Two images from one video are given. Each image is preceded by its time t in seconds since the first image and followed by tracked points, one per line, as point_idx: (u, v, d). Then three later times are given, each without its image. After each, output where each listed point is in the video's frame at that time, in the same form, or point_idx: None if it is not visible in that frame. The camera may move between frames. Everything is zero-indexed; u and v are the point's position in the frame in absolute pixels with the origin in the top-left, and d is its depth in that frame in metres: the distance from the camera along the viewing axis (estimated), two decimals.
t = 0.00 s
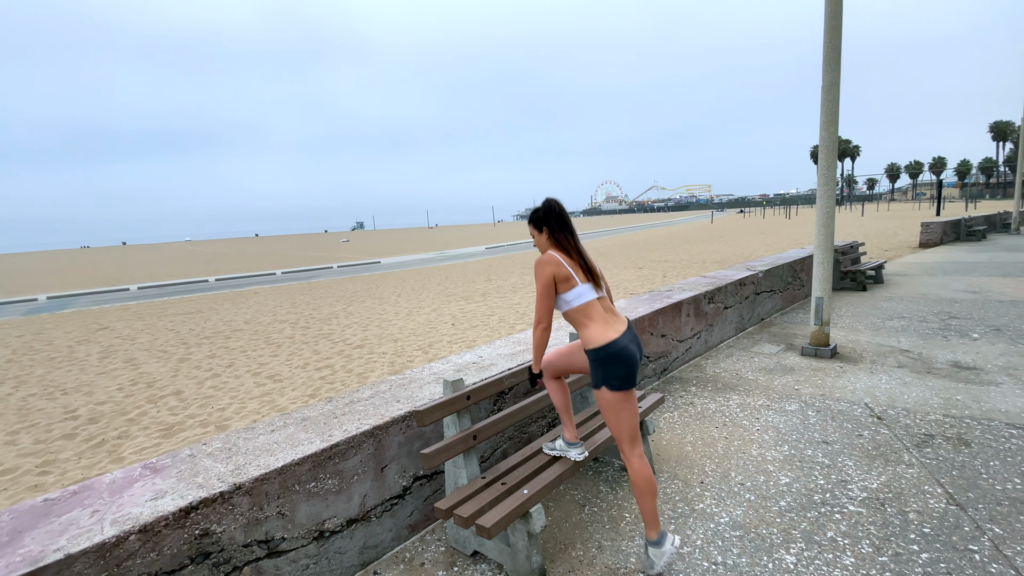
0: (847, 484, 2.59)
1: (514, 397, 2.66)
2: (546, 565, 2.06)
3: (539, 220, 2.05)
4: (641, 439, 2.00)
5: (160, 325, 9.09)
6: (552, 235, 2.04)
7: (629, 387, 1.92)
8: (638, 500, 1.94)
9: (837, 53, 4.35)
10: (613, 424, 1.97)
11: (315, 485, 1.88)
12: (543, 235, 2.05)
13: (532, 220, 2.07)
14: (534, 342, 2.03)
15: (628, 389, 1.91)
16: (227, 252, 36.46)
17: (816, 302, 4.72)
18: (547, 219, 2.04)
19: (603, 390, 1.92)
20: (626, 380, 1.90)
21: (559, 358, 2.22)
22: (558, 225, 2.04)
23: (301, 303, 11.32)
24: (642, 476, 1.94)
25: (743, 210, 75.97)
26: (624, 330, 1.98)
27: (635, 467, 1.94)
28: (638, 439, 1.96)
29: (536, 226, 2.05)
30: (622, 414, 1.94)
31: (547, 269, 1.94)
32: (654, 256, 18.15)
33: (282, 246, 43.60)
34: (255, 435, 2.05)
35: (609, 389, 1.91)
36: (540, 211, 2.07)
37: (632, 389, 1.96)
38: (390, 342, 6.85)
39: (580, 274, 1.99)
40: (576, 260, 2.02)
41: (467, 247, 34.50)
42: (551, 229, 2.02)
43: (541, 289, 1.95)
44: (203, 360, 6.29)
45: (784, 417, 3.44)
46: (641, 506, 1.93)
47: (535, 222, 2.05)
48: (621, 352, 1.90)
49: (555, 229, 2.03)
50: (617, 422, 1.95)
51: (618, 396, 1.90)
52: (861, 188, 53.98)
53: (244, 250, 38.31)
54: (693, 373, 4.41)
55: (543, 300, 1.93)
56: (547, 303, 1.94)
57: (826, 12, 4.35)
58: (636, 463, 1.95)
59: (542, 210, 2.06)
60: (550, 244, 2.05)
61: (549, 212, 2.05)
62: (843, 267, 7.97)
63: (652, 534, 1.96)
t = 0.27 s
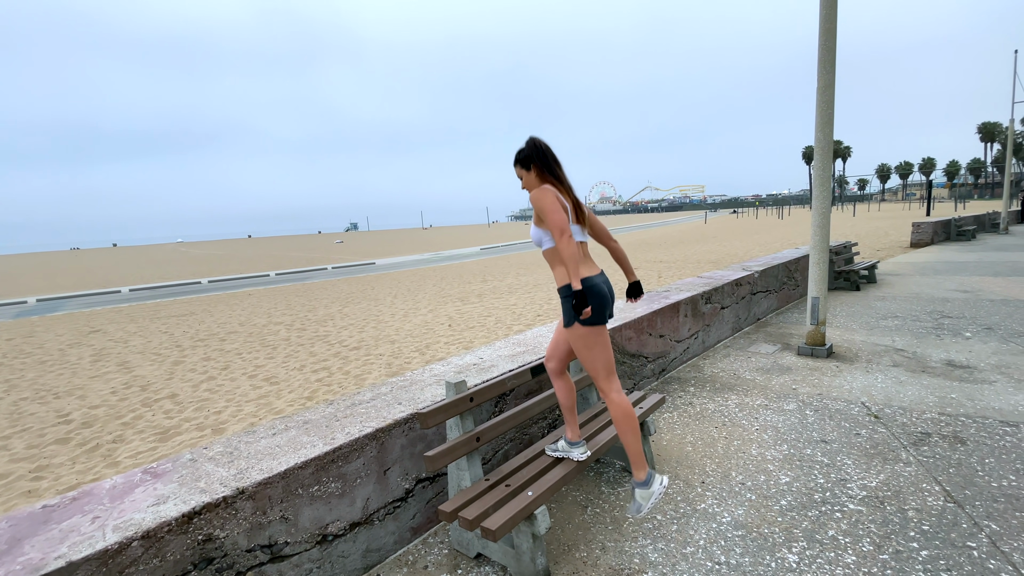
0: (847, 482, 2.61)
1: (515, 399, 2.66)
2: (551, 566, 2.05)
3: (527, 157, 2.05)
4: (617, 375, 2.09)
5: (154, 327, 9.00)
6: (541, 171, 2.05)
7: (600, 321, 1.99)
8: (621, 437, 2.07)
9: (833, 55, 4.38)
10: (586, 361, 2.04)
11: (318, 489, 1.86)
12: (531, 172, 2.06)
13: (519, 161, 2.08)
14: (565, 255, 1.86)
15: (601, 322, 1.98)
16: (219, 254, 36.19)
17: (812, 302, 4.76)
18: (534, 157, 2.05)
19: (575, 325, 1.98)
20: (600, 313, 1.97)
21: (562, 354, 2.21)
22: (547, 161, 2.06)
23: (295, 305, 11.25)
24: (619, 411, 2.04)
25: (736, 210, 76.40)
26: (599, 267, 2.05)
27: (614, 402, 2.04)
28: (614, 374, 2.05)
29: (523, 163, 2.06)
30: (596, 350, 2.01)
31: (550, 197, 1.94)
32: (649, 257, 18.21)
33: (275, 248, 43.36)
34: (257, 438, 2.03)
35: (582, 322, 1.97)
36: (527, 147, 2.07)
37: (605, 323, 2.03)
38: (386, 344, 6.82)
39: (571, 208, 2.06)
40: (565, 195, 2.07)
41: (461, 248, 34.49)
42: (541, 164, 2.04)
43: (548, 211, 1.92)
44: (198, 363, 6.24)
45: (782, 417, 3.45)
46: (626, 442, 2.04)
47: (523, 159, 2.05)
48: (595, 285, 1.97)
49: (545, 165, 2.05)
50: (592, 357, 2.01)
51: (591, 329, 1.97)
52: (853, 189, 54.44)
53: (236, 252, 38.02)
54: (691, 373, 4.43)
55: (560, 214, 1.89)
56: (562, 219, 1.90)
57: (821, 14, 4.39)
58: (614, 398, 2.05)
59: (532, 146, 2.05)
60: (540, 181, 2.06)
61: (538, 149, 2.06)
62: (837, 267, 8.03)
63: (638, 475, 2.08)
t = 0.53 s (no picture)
0: (847, 479, 2.64)
1: (518, 399, 2.66)
2: (558, 567, 2.05)
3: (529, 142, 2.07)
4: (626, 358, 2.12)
5: (145, 329, 8.89)
6: (545, 156, 2.07)
7: (603, 303, 2.02)
8: (640, 420, 2.09)
9: (827, 56, 4.42)
10: (593, 346, 2.06)
11: (325, 491, 1.85)
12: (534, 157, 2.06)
13: (520, 146, 2.09)
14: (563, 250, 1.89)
15: (604, 304, 2.01)
16: (209, 254, 35.85)
17: (807, 301, 4.80)
18: (538, 141, 2.07)
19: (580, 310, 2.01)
20: (602, 296, 2.01)
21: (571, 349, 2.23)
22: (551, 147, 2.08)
23: (289, 306, 11.17)
24: (633, 393, 2.06)
25: (727, 209, 76.90)
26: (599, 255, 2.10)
27: (627, 385, 2.06)
28: (622, 357, 2.08)
29: (525, 149, 2.07)
30: (602, 333, 2.04)
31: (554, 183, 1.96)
32: (642, 257, 18.28)
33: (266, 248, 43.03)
34: (261, 441, 2.02)
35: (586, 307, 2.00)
36: (528, 131, 2.08)
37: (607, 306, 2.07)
38: (383, 345, 6.79)
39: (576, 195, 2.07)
40: (569, 180, 2.09)
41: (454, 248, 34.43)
42: (544, 148, 2.05)
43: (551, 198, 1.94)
44: (192, 365, 6.18)
45: (781, 415, 3.49)
46: (646, 424, 2.06)
47: (524, 146, 2.06)
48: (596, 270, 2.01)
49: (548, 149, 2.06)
50: (599, 341, 2.04)
51: (595, 311, 1.99)
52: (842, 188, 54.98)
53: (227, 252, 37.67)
54: (689, 372, 4.46)
55: (561, 205, 1.90)
56: (564, 209, 1.91)
57: (816, 15, 4.43)
58: (626, 380, 2.07)
59: (535, 132, 2.07)
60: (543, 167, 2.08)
61: (540, 133, 2.08)
62: (830, 266, 8.11)
63: (665, 464, 2.13)
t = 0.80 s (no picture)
0: (846, 473, 2.67)
1: (520, 397, 2.66)
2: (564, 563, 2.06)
3: (547, 188, 2.05)
4: (647, 417, 2.02)
5: (136, 329, 8.79)
6: (561, 206, 2.04)
7: (629, 362, 1.95)
8: (652, 484, 1.96)
9: (822, 55, 4.47)
10: (616, 401, 1.99)
11: (332, 490, 1.85)
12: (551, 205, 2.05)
13: (541, 190, 2.07)
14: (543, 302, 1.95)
15: (629, 362, 1.95)
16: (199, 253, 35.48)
17: (802, 298, 4.85)
18: (555, 189, 2.03)
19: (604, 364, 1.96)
20: (627, 354, 1.94)
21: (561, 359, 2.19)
22: (568, 196, 2.05)
23: (282, 305, 11.09)
24: (651, 456, 1.96)
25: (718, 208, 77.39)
26: (625, 306, 2.02)
27: (644, 445, 1.96)
28: (643, 416, 1.99)
29: (543, 196, 2.05)
30: (626, 390, 1.96)
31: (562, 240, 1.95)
32: (635, 255, 18.37)
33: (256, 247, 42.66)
34: (266, 440, 2.01)
35: (611, 362, 1.95)
36: (546, 179, 2.06)
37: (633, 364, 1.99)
38: (379, 344, 6.77)
39: (593, 245, 1.99)
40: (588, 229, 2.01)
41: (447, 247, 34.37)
42: (559, 199, 2.02)
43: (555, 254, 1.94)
44: (186, 365, 6.12)
45: (779, 410, 3.52)
46: (659, 490, 1.95)
47: (541, 193, 2.05)
48: (623, 327, 1.94)
49: (564, 198, 2.03)
50: (622, 396, 1.97)
51: (620, 370, 1.93)
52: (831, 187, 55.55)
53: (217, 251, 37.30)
54: (686, 369, 4.49)
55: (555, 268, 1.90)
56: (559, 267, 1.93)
57: (811, 15, 4.47)
58: (645, 441, 1.97)
59: (552, 181, 2.03)
60: (561, 216, 2.06)
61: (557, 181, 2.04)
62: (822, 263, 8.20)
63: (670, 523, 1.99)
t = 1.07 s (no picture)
0: (846, 468, 2.69)
1: (523, 394, 2.65)
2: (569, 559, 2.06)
3: (590, 236, 1.98)
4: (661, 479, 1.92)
5: (129, 327, 8.70)
6: (604, 257, 1.97)
7: (653, 433, 1.86)
8: (675, 538, 1.87)
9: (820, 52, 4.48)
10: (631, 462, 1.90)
11: (336, 487, 1.83)
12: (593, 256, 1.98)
13: (583, 237, 2.00)
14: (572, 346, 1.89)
15: (654, 435, 1.85)
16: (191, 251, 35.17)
17: (799, 295, 4.88)
18: (599, 238, 1.97)
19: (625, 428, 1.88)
20: (654, 425, 1.85)
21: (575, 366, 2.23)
22: (613, 244, 1.98)
23: (276, 302, 11.01)
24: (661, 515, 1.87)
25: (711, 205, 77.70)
26: (662, 373, 1.91)
27: (655, 503, 1.87)
28: (656, 478, 1.89)
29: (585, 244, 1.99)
30: (643, 454, 1.87)
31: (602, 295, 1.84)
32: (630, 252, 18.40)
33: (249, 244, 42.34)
34: (269, 437, 1.99)
35: (635, 430, 1.85)
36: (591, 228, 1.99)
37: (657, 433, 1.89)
38: (375, 341, 6.74)
39: (638, 307, 1.88)
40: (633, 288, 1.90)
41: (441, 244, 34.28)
42: (603, 249, 1.96)
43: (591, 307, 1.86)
44: (181, 362, 6.06)
45: (777, 406, 3.54)
46: (680, 544, 1.86)
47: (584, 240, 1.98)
48: (657, 398, 1.84)
49: (607, 248, 1.96)
50: (639, 460, 1.88)
51: (643, 440, 1.84)
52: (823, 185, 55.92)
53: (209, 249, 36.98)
54: (685, 366, 4.50)
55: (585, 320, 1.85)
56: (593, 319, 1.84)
57: (809, 13, 4.47)
58: (659, 500, 1.88)
59: (596, 230, 1.97)
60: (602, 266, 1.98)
61: (601, 229, 1.99)
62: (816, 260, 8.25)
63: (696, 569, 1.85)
